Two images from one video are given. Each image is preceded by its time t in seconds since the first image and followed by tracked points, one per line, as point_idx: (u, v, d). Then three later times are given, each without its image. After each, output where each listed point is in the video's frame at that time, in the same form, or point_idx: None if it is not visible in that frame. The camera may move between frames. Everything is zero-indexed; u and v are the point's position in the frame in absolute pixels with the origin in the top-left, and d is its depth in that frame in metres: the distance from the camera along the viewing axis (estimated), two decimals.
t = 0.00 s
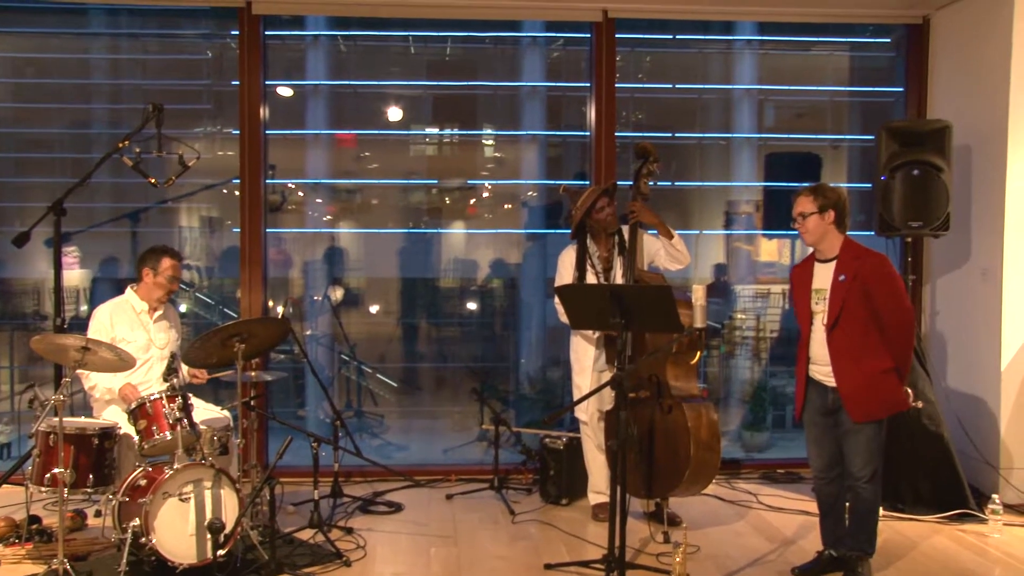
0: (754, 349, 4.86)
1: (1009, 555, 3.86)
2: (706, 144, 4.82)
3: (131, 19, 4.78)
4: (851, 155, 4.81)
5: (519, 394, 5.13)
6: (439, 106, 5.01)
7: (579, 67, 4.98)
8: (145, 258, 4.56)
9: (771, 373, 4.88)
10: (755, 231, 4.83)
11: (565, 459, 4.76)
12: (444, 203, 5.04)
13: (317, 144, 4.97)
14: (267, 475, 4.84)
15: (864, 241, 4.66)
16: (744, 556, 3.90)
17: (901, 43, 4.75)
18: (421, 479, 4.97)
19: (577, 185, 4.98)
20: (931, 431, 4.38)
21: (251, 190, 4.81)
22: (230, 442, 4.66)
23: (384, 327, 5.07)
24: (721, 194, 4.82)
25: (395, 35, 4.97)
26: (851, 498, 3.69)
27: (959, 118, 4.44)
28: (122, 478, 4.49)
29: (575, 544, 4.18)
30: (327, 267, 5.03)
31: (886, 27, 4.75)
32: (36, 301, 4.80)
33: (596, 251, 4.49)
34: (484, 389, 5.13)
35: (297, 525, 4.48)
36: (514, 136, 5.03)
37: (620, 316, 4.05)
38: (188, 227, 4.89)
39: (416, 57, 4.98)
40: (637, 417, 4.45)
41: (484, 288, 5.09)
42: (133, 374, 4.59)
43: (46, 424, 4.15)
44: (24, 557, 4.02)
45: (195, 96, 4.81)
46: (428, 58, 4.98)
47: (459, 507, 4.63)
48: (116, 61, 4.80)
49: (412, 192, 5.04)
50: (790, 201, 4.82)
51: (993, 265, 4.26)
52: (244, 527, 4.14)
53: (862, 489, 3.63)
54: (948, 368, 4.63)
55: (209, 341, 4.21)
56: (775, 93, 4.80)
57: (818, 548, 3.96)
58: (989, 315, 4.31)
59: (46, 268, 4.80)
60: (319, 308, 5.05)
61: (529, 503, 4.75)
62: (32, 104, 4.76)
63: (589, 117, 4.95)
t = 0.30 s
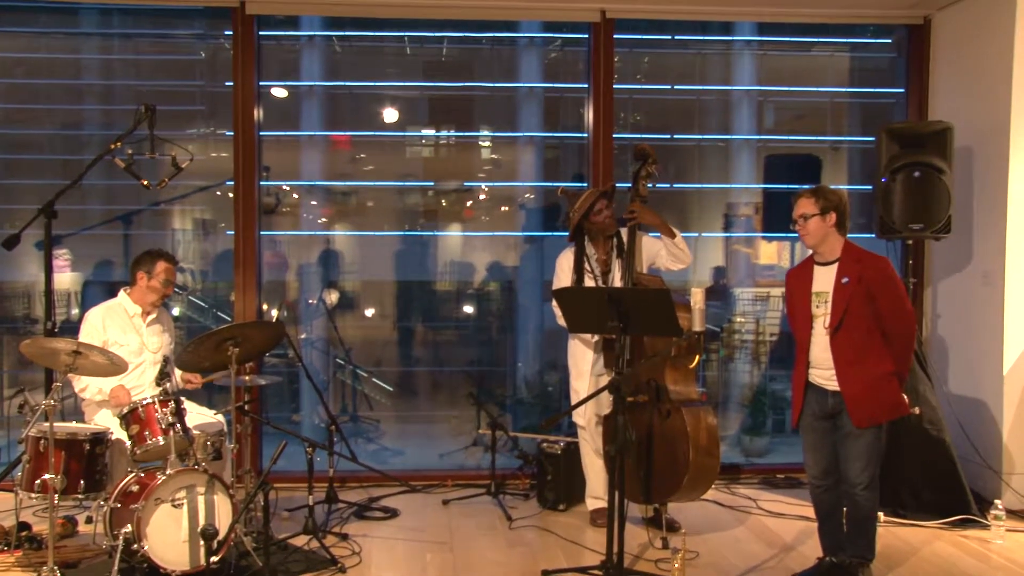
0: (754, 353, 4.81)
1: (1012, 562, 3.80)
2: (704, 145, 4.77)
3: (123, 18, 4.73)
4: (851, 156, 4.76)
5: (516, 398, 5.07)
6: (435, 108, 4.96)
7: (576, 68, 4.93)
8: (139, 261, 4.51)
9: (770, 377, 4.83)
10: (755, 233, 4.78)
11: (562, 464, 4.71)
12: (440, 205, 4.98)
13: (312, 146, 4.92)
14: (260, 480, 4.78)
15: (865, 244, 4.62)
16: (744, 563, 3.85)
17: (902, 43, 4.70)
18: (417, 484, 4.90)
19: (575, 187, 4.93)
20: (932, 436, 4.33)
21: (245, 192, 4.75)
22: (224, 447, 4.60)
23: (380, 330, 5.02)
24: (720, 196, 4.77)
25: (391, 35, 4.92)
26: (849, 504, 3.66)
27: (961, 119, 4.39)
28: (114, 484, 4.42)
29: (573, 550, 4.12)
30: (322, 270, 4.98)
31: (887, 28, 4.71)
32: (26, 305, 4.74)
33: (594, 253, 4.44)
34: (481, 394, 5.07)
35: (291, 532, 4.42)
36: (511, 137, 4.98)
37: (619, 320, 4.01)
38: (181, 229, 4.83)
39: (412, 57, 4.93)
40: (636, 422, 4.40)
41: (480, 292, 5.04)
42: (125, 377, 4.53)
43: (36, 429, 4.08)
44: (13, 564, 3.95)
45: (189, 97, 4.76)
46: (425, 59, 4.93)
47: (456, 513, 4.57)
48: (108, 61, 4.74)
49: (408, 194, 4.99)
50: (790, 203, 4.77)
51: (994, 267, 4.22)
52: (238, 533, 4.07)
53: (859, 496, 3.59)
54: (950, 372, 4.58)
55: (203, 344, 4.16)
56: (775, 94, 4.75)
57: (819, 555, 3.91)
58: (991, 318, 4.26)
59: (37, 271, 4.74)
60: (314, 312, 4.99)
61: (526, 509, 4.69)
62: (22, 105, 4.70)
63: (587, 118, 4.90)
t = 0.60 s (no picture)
0: (760, 358, 4.63)
1: None
2: (708, 142, 4.59)
3: (103, 10, 4.56)
4: (861, 153, 4.57)
5: (512, 405, 4.88)
6: (429, 103, 4.78)
7: (575, 62, 4.75)
8: (118, 262, 4.30)
9: (777, 383, 4.64)
10: (760, 233, 4.60)
11: (561, 473, 4.53)
12: (434, 204, 4.80)
13: (301, 143, 4.74)
14: (247, 491, 4.59)
15: (875, 245, 4.44)
16: None
17: (915, 36, 4.53)
18: (410, 494, 4.70)
19: (574, 186, 4.75)
20: (947, 445, 4.14)
21: (231, 190, 4.56)
22: (209, 457, 4.43)
23: (371, 335, 4.83)
24: (724, 196, 4.60)
25: (384, 28, 4.74)
26: (858, 517, 3.50)
27: (977, 114, 4.22)
28: (92, 495, 4.21)
29: (572, 563, 3.94)
30: (312, 271, 4.79)
31: (899, 19, 4.53)
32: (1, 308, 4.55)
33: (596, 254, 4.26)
34: (476, 400, 4.88)
35: (279, 545, 4.23)
36: (508, 134, 4.80)
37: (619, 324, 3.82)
38: (164, 229, 4.64)
39: (405, 51, 4.75)
40: (636, 429, 4.23)
41: (476, 294, 4.85)
42: (105, 384, 4.33)
43: (10, 439, 3.87)
44: None
45: (172, 91, 4.58)
46: (418, 52, 4.76)
47: (450, 524, 4.38)
48: (87, 53, 4.55)
49: (401, 193, 4.80)
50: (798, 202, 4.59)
51: (1012, 267, 4.04)
52: (223, 546, 3.88)
53: (869, 509, 3.44)
54: (965, 378, 4.40)
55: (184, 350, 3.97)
56: (782, 89, 4.57)
57: (830, 569, 3.72)
58: (1008, 321, 4.08)
59: (12, 273, 4.55)
60: (303, 315, 4.81)
61: (523, 520, 4.50)
62: None
63: (586, 114, 4.72)
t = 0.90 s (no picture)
0: (768, 364, 4.43)
1: None
2: (713, 139, 4.41)
3: None
4: (873, 150, 4.38)
5: (509, 412, 4.69)
6: (422, 98, 4.59)
7: (575, 56, 4.57)
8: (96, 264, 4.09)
9: (786, 391, 4.44)
10: (768, 234, 4.42)
11: (560, 484, 4.33)
12: (428, 203, 4.61)
13: (289, 140, 4.55)
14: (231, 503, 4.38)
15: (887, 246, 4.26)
16: None
17: (929, 27, 4.36)
18: (402, 507, 4.50)
19: (574, 185, 4.56)
20: (964, 456, 3.97)
21: (215, 189, 4.38)
22: (192, 467, 4.23)
23: (362, 340, 4.63)
24: (730, 194, 4.41)
25: (375, 19, 4.55)
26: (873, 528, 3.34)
27: (995, 109, 4.04)
28: (69, 508, 3.99)
29: None
30: (300, 274, 4.59)
31: (912, 10, 4.35)
32: None
33: (599, 256, 4.07)
34: (472, 408, 4.68)
35: (265, 559, 4.02)
36: (504, 131, 4.61)
37: (621, 328, 3.63)
38: (145, 230, 4.45)
39: (397, 44, 4.56)
40: (638, 439, 4.04)
41: (471, 297, 4.66)
42: (83, 392, 4.12)
43: None
44: None
45: (153, 86, 4.39)
46: (411, 45, 4.56)
47: (444, 538, 4.18)
48: (62, 45, 4.36)
49: (394, 192, 4.61)
50: (806, 201, 4.41)
51: None
52: (207, 561, 3.68)
53: (886, 519, 3.27)
54: (982, 385, 4.22)
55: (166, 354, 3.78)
56: (790, 83, 4.39)
57: None
58: None
59: None
60: (290, 320, 4.61)
61: (521, 533, 4.31)
62: None
63: (586, 110, 4.53)
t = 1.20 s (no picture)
0: (773, 369, 4.26)
1: None
2: (717, 134, 4.24)
3: None
4: (883, 146, 4.21)
5: (504, 420, 4.49)
6: (413, 92, 4.39)
7: (572, 48, 4.39)
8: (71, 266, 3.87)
9: (792, 397, 4.26)
10: (773, 234, 4.25)
11: (557, 494, 4.14)
12: (419, 202, 4.42)
13: (273, 135, 4.35)
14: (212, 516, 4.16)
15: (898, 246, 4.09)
16: None
17: (943, 18, 4.19)
18: (392, 519, 4.30)
19: (572, 183, 4.38)
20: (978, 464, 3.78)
21: (196, 186, 4.19)
22: (171, 478, 4.03)
23: (351, 344, 4.44)
24: (734, 193, 4.24)
25: (364, 10, 4.36)
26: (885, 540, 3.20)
27: (1011, 104, 3.89)
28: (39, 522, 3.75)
29: None
30: (285, 275, 4.40)
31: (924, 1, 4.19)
32: None
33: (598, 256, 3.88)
34: (465, 415, 4.49)
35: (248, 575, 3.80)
36: (499, 127, 4.42)
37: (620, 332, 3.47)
38: (122, 229, 4.24)
39: (387, 35, 4.37)
40: (637, 446, 3.82)
41: (465, 300, 4.46)
42: (54, 400, 3.91)
43: None
44: None
45: (130, 78, 4.19)
46: (402, 37, 4.37)
47: (436, 551, 3.98)
48: (33, 34, 4.15)
49: (384, 190, 4.42)
50: (814, 199, 4.23)
51: None
52: None
53: (898, 531, 3.13)
54: (998, 390, 4.05)
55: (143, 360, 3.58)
56: (796, 76, 4.22)
57: None
58: None
59: None
60: (275, 323, 4.41)
61: (516, 546, 4.11)
62: None
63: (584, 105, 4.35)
